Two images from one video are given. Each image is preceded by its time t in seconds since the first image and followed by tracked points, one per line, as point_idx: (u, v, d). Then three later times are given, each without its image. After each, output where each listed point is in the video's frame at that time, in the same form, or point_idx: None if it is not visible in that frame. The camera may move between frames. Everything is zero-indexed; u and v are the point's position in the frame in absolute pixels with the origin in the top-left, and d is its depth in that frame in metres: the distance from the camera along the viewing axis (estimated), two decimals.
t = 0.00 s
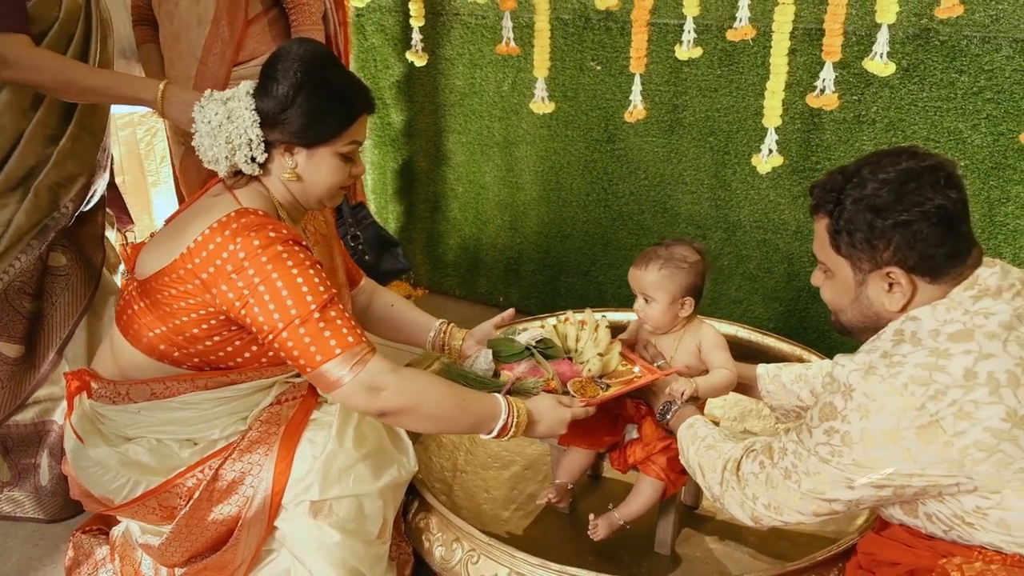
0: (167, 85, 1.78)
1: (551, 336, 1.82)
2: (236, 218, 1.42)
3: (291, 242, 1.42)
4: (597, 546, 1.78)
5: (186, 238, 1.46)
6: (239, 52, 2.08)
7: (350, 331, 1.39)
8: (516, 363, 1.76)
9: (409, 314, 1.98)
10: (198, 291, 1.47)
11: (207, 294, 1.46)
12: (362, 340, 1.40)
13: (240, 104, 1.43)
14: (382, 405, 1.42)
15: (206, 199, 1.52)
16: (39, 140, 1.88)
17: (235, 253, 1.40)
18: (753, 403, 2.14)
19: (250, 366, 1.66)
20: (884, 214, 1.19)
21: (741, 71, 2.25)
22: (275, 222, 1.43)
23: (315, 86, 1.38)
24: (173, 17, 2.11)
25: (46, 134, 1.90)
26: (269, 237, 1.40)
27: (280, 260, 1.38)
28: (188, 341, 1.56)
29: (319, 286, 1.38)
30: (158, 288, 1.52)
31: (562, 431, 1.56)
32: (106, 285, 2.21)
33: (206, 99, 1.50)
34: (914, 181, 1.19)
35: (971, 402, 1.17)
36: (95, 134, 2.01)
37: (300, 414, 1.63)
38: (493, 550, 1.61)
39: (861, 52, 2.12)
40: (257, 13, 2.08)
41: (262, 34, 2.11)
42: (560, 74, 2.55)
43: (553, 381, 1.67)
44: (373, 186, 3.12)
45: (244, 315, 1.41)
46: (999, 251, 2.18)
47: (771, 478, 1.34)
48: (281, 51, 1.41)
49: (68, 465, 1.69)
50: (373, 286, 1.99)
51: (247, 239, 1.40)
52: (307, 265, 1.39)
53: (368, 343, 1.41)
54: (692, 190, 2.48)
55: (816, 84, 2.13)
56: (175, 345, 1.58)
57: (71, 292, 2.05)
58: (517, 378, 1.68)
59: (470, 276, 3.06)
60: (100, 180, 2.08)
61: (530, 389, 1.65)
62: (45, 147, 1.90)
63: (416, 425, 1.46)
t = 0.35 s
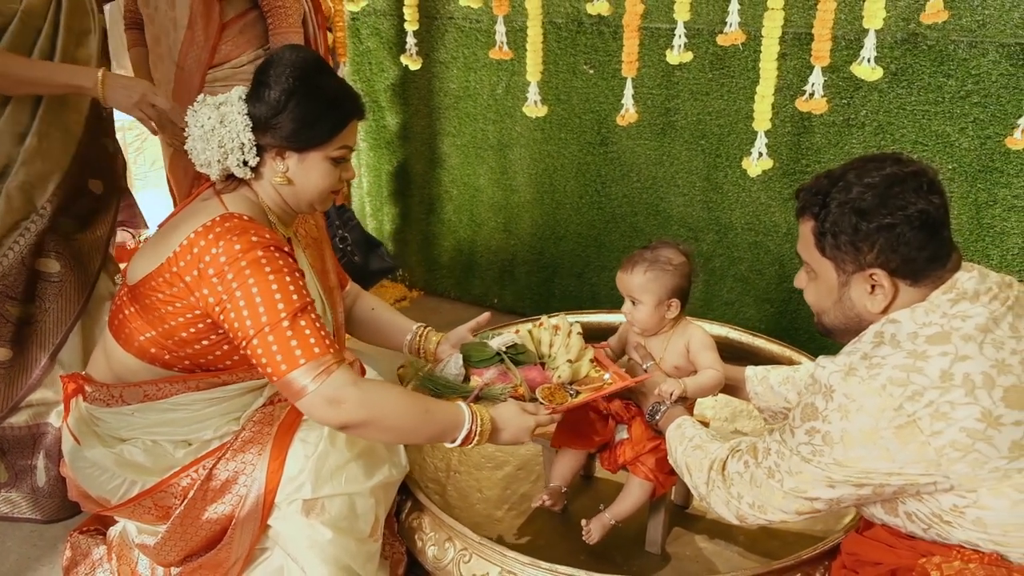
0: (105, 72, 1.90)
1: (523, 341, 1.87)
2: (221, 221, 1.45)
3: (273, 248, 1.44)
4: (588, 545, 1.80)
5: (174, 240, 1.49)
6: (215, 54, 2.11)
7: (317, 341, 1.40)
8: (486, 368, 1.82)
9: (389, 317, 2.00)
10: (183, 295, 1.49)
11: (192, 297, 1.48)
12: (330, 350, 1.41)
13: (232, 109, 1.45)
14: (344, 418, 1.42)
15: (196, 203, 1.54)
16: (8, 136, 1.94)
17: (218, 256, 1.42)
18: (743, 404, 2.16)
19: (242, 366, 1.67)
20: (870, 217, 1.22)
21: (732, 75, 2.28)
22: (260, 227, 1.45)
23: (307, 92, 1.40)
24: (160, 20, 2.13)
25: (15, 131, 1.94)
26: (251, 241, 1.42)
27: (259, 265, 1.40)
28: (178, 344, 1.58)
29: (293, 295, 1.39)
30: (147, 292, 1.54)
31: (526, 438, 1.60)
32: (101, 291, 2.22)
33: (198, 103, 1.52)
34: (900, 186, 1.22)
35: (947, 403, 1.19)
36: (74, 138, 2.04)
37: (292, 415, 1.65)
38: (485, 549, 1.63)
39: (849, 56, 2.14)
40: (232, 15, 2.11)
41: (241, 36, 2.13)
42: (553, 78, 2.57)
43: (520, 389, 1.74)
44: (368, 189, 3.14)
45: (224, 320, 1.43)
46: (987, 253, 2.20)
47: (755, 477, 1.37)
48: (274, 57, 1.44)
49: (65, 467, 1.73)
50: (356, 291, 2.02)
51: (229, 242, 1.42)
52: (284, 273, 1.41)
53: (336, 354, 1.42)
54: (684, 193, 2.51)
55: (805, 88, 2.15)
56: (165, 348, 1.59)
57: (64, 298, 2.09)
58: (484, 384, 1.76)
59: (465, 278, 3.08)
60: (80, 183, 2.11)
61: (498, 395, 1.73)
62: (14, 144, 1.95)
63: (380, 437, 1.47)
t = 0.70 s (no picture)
0: (52, 71, 1.91)
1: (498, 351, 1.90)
2: (206, 222, 1.47)
3: (255, 250, 1.46)
4: (582, 543, 1.82)
5: (162, 240, 1.51)
6: (201, 60, 2.14)
7: (285, 346, 1.41)
8: (458, 377, 1.86)
9: (373, 320, 2.03)
10: (170, 294, 1.51)
11: (177, 296, 1.50)
12: (298, 357, 1.42)
13: (226, 111, 1.46)
14: (305, 425, 1.43)
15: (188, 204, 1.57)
16: None
17: (200, 256, 1.45)
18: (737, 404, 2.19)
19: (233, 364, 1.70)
20: (874, 215, 1.24)
21: (725, 78, 2.30)
22: (244, 229, 1.48)
23: (299, 95, 1.42)
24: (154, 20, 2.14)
25: None
26: (233, 242, 1.45)
27: (237, 267, 1.42)
28: (169, 343, 1.59)
29: (267, 299, 1.41)
30: (137, 292, 1.56)
31: (492, 451, 1.62)
32: (86, 295, 2.23)
33: (192, 104, 1.53)
34: (903, 186, 1.25)
35: (934, 403, 1.21)
36: (45, 137, 2.06)
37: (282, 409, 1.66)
38: (480, 547, 1.65)
39: (842, 59, 2.16)
40: (221, 22, 2.15)
41: (230, 42, 2.16)
42: (548, 80, 2.59)
43: (491, 399, 1.79)
44: (365, 190, 3.15)
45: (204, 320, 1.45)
46: (978, 255, 2.22)
47: (747, 477, 1.39)
48: (268, 60, 1.45)
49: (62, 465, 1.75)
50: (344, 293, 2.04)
51: (212, 243, 1.44)
52: (262, 275, 1.43)
53: (305, 360, 1.43)
54: (678, 194, 2.53)
55: (797, 91, 2.17)
56: (156, 347, 1.61)
57: (47, 304, 2.09)
58: (456, 394, 1.81)
59: (462, 279, 3.10)
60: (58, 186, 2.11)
61: (469, 406, 1.77)
62: None
63: (341, 446, 1.47)
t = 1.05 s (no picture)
0: (22, 75, 1.93)
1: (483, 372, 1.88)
2: (196, 227, 1.49)
3: (242, 256, 1.47)
4: (578, 543, 1.84)
5: (154, 244, 1.54)
6: (195, 63, 2.15)
7: (266, 354, 1.43)
8: (440, 397, 1.84)
9: (365, 330, 2.06)
10: (159, 297, 1.53)
11: (166, 299, 1.52)
12: (278, 365, 1.43)
13: (220, 117, 1.48)
14: (282, 433, 1.45)
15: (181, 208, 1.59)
16: None
17: (188, 261, 1.47)
18: (732, 405, 2.20)
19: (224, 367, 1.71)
20: (871, 218, 1.25)
21: (720, 81, 2.32)
22: (233, 234, 1.49)
23: (292, 102, 1.44)
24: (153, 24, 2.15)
25: None
26: (220, 248, 1.46)
27: (223, 273, 1.44)
28: (160, 345, 1.61)
29: (250, 306, 1.43)
30: (129, 294, 1.58)
31: (467, 472, 1.62)
32: (81, 299, 2.24)
33: (188, 110, 1.55)
34: (900, 190, 1.26)
35: (926, 405, 1.23)
36: (39, 141, 2.07)
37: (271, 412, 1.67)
38: (477, 548, 1.67)
39: (836, 63, 2.18)
40: (217, 28, 2.16)
41: (223, 49, 2.17)
42: (545, 83, 2.61)
43: (472, 420, 1.77)
44: (363, 192, 3.16)
45: (189, 323, 1.47)
46: (971, 257, 2.24)
47: (741, 477, 1.41)
48: (263, 67, 1.47)
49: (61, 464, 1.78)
50: (337, 302, 2.04)
51: (199, 248, 1.46)
52: (247, 282, 1.44)
53: (285, 368, 1.44)
54: (674, 197, 2.54)
55: (792, 95, 2.19)
56: (148, 347, 1.62)
57: (42, 307, 2.10)
58: (436, 413, 1.80)
59: (459, 280, 3.11)
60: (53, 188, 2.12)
61: (449, 425, 1.77)
62: None
63: (316, 456, 1.48)
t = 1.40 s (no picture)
0: (25, 81, 1.94)
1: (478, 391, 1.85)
2: (193, 234, 1.51)
3: (238, 265, 1.49)
4: (575, 544, 1.86)
5: (151, 249, 1.55)
6: (189, 67, 2.16)
7: (262, 363, 1.45)
8: (434, 415, 1.82)
9: (366, 339, 2.05)
10: (155, 302, 1.55)
11: (162, 304, 1.54)
12: (273, 375, 1.46)
13: (219, 124, 1.50)
14: (274, 442, 1.47)
15: (179, 214, 1.60)
16: None
17: (184, 269, 1.48)
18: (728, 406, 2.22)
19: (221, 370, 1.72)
20: (867, 223, 1.27)
21: (716, 85, 2.33)
22: (228, 242, 1.51)
23: (288, 110, 1.45)
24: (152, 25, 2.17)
25: None
26: (217, 256, 1.48)
27: (218, 283, 1.46)
28: (156, 348, 1.62)
29: (245, 316, 1.45)
30: (126, 298, 1.59)
31: (455, 493, 1.64)
32: (84, 301, 2.26)
33: (187, 117, 1.56)
34: (896, 196, 1.28)
35: (920, 409, 1.25)
36: (42, 146, 2.09)
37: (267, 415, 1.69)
38: (476, 549, 1.68)
39: (831, 68, 2.19)
40: (215, 32, 2.17)
41: (218, 54, 2.17)
42: (542, 86, 2.62)
43: (463, 440, 1.76)
44: (361, 194, 3.17)
45: (185, 330, 1.49)
46: (965, 260, 2.26)
47: (738, 479, 1.43)
48: (261, 76, 1.49)
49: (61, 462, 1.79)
50: (340, 308, 2.05)
51: (196, 256, 1.48)
52: (242, 292, 1.46)
53: (280, 379, 1.46)
54: (671, 200, 2.56)
55: (787, 100, 2.21)
56: (145, 349, 1.63)
57: (46, 310, 2.12)
58: (428, 431, 1.78)
59: (457, 281, 3.13)
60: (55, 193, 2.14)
61: (440, 445, 1.75)
62: None
63: (304, 468, 1.50)
